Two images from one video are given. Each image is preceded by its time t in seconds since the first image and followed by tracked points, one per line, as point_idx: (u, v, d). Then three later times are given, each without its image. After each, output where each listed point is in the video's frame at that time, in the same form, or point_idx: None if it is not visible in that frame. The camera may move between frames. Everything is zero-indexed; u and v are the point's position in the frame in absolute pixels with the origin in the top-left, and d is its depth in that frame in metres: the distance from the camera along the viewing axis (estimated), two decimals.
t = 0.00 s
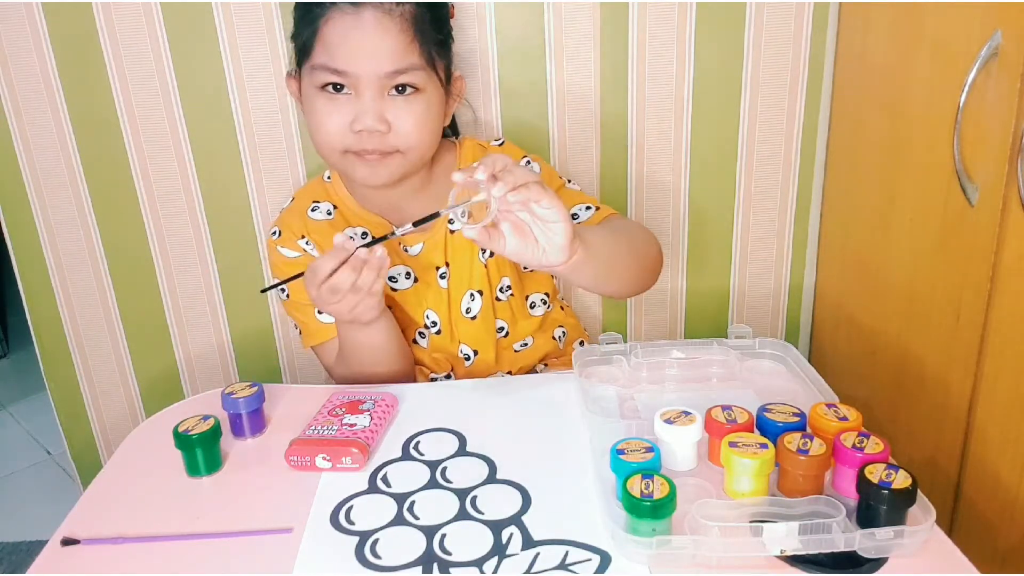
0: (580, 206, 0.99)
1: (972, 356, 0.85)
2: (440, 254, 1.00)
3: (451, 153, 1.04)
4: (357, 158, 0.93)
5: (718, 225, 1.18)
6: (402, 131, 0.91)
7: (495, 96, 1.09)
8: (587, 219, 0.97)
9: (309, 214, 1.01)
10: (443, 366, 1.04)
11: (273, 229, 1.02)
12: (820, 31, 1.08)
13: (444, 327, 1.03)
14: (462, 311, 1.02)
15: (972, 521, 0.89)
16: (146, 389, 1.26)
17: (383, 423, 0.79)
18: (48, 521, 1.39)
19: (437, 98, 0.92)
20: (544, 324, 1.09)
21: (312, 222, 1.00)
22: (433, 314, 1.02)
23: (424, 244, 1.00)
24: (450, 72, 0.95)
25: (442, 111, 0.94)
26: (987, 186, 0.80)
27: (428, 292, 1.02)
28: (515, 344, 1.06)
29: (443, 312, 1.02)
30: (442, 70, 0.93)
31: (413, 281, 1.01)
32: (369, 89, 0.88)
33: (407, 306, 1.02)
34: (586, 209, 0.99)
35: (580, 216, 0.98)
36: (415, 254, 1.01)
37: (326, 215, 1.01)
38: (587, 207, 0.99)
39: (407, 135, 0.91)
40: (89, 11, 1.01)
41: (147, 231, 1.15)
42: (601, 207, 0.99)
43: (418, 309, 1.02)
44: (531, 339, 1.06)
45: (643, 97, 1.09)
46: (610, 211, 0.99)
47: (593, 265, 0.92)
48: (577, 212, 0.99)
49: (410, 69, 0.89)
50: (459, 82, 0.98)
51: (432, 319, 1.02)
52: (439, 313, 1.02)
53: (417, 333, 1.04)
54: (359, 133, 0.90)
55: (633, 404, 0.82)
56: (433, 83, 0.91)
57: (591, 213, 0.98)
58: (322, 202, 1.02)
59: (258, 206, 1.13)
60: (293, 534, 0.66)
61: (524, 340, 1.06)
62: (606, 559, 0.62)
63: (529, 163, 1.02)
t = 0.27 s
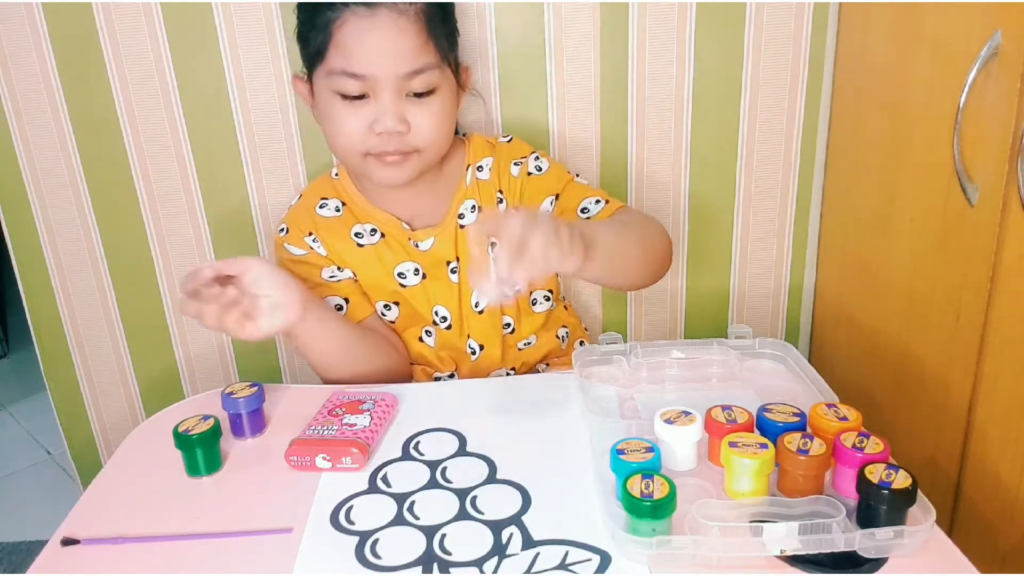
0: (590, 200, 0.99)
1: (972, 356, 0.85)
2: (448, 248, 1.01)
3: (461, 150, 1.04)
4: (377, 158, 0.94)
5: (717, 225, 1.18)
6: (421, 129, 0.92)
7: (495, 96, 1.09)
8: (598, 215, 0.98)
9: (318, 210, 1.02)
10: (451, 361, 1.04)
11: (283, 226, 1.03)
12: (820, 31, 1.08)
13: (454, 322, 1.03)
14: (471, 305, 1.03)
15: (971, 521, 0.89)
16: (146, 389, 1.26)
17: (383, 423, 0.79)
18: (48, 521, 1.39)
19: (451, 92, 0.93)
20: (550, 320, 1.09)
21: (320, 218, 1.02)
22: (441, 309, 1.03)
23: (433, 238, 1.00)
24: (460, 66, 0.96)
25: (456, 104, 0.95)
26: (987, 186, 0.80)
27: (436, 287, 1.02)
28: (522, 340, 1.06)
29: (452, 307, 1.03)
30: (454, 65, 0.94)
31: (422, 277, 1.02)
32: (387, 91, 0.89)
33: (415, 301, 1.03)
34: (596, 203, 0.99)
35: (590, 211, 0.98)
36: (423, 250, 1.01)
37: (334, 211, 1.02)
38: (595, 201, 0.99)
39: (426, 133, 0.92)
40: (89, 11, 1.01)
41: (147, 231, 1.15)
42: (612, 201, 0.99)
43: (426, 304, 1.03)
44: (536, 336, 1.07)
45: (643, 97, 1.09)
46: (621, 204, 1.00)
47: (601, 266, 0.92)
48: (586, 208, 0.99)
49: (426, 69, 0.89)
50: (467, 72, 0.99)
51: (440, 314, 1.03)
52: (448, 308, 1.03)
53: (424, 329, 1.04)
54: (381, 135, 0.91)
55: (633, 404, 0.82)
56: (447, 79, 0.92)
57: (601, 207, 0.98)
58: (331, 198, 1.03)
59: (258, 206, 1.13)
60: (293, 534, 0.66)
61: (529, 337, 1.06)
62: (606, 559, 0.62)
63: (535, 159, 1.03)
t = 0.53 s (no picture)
0: (571, 210, 0.93)
1: (972, 356, 0.85)
2: (441, 253, 1.01)
3: (460, 150, 1.03)
4: (378, 158, 0.93)
5: (717, 225, 1.18)
6: (422, 128, 0.91)
7: (495, 96, 1.09)
8: (575, 228, 0.92)
9: (316, 210, 1.02)
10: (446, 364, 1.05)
11: (283, 225, 1.04)
12: (820, 31, 1.08)
13: (447, 327, 1.03)
14: (465, 309, 1.03)
15: (971, 521, 0.89)
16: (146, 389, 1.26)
17: (383, 423, 0.79)
18: (48, 521, 1.39)
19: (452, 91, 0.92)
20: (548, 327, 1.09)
21: (319, 218, 1.02)
22: (433, 314, 1.02)
23: (425, 243, 1.00)
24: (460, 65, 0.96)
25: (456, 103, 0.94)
26: (987, 186, 0.80)
27: (429, 291, 1.02)
28: (518, 344, 1.06)
29: (444, 313, 1.02)
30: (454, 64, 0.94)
31: (416, 280, 1.01)
32: (388, 92, 0.88)
33: (409, 305, 1.02)
34: (578, 214, 0.93)
35: (568, 223, 0.93)
36: (416, 254, 1.01)
37: (333, 211, 1.02)
38: (577, 211, 0.93)
39: (427, 133, 0.91)
40: (89, 11, 1.01)
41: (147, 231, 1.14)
42: (594, 211, 0.93)
43: (419, 308, 1.03)
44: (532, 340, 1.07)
45: (644, 97, 1.09)
46: (606, 214, 0.93)
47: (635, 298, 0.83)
48: (567, 219, 0.93)
49: (426, 69, 0.88)
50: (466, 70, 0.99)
51: (433, 318, 1.03)
52: (440, 314, 1.02)
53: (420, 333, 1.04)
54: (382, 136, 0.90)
55: (633, 404, 0.82)
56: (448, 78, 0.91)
57: (582, 218, 0.92)
58: (330, 198, 1.03)
59: (258, 206, 1.13)
60: (293, 534, 0.66)
61: (528, 339, 1.07)
62: (607, 559, 0.62)
63: (524, 164, 0.99)
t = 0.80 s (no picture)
0: (561, 217, 0.92)
1: (972, 356, 0.85)
2: (432, 257, 1.00)
3: (453, 152, 1.03)
4: (365, 160, 0.93)
5: (717, 225, 1.18)
6: (408, 129, 0.90)
7: (495, 96, 1.09)
8: (564, 234, 0.90)
9: (311, 211, 1.03)
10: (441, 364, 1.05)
11: (278, 226, 1.04)
12: (820, 31, 1.08)
13: (438, 330, 1.03)
14: (457, 313, 1.02)
15: (971, 521, 0.89)
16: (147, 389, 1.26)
17: (383, 423, 0.79)
18: (48, 521, 1.39)
19: (439, 91, 0.92)
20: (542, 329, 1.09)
21: (312, 219, 1.02)
22: (426, 317, 1.03)
23: (416, 247, 1.00)
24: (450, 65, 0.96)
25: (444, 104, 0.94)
26: (987, 186, 0.80)
27: (421, 294, 1.02)
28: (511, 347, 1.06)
29: (435, 316, 1.02)
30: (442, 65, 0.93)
31: (408, 282, 1.01)
32: (374, 92, 0.87)
33: (402, 307, 1.03)
34: (568, 221, 0.91)
35: (558, 229, 0.91)
36: (408, 257, 1.00)
37: (327, 213, 1.02)
38: (568, 217, 0.91)
39: (414, 133, 0.91)
40: (90, 11, 1.01)
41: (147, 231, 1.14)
42: (586, 217, 0.91)
43: (412, 310, 1.03)
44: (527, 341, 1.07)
45: (644, 97, 1.09)
46: (597, 221, 0.91)
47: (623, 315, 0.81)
48: (556, 225, 0.91)
49: (412, 68, 0.88)
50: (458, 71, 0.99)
51: (426, 321, 1.03)
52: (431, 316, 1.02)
53: (413, 335, 1.05)
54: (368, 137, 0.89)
55: (633, 404, 0.82)
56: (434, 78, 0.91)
57: (572, 226, 0.91)
58: (326, 199, 1.03)
59: (258, 206, 1.13)
60: (293, 534, 0.66)
61: (523, 342, 1.07)
62: (607, 559, 0.62)
63: (515, 168, 0.98)
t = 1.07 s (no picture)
0: (559, 217, 0.92)
1: (972, 356, 0.85)
2: (429, 259, 1.00)
3: (448, 151, 1.03)
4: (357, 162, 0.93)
5: (717, 225, 1.18)
6: (398, 131, 0.90)
7: (494, 97, 1.09)
8: (562, 236, 0.90)
9: (309, 212, 1.03)
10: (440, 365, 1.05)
11: (276, 227, 1.04)
12: (820, 31, 1.08)
13: (436, 331, 1.03)
14: (455, 314, 1.02)
15: (971, 521, 0.89)
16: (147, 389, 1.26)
17: (383, 423, 0.79)
18: (48, 521, 1.39)
19: (429, 93, 0.92)
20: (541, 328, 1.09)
21: (309, 220, 1.02)
22: (423, 317, 1.03)
23: (412, 249, 1.00)
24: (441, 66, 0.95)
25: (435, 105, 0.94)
26: (987, 186, 0.80)
27: (418, 295, 1.02)
28: (510, 348, 1.06)
29: (432, 316, 1.02)
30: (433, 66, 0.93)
31: (405, 283, 1.01)
32: (363, 94, 0.87)
33: (399, 308, 1.03)
34: (566, 222, 0.91)
35: (556, 231, 0.91)
36: (405, 258, 1.00)
37: (324, 214, 1.02)
38: (565, 218, 0.91)
39: (405, 135, 0.91)
40: (90, 11, 1.01)
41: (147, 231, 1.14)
42: (583, 218, 0.91)
43: (409, 311, 1.03)
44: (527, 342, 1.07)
45: (644, 97, 1.09)
46: (594, 222, 0.91)
47: (620, 320, 0.80)
48: (554, 226, 0.91)
49: (401, 71, 0.88)
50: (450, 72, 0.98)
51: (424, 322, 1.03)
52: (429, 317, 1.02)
53: (411, 336, 1.05)
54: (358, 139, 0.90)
55: (633, 404, 0.82)
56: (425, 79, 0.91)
57: (569, 226, 0.90)
58: (323, 200, 1.03)
59: (258, 206, 1.13)
60: (293, 534, 0.66)
61: (522, 342, 1.07)
62: (607, 559, 0.62)
63: (513, 169, 0.98)
